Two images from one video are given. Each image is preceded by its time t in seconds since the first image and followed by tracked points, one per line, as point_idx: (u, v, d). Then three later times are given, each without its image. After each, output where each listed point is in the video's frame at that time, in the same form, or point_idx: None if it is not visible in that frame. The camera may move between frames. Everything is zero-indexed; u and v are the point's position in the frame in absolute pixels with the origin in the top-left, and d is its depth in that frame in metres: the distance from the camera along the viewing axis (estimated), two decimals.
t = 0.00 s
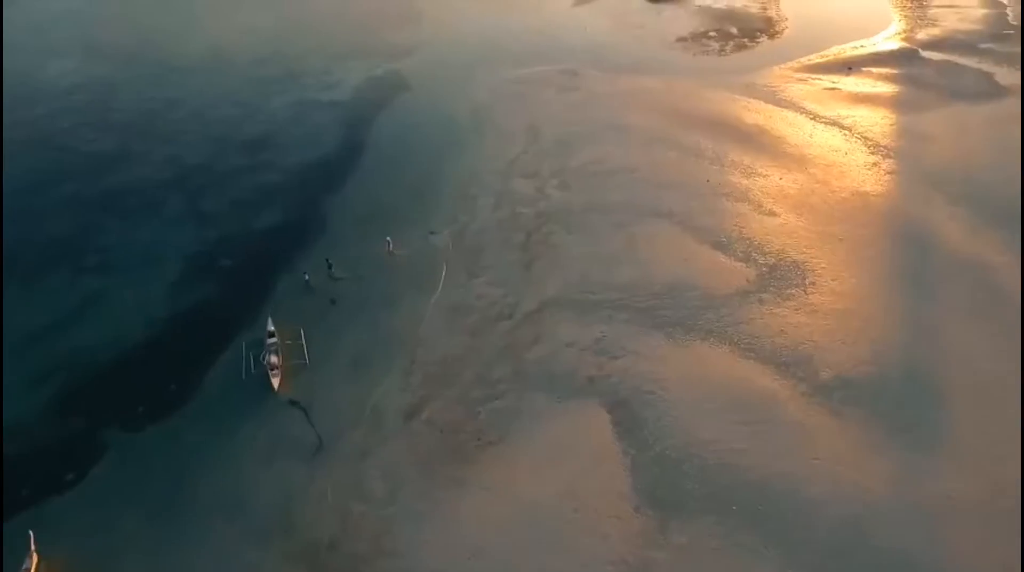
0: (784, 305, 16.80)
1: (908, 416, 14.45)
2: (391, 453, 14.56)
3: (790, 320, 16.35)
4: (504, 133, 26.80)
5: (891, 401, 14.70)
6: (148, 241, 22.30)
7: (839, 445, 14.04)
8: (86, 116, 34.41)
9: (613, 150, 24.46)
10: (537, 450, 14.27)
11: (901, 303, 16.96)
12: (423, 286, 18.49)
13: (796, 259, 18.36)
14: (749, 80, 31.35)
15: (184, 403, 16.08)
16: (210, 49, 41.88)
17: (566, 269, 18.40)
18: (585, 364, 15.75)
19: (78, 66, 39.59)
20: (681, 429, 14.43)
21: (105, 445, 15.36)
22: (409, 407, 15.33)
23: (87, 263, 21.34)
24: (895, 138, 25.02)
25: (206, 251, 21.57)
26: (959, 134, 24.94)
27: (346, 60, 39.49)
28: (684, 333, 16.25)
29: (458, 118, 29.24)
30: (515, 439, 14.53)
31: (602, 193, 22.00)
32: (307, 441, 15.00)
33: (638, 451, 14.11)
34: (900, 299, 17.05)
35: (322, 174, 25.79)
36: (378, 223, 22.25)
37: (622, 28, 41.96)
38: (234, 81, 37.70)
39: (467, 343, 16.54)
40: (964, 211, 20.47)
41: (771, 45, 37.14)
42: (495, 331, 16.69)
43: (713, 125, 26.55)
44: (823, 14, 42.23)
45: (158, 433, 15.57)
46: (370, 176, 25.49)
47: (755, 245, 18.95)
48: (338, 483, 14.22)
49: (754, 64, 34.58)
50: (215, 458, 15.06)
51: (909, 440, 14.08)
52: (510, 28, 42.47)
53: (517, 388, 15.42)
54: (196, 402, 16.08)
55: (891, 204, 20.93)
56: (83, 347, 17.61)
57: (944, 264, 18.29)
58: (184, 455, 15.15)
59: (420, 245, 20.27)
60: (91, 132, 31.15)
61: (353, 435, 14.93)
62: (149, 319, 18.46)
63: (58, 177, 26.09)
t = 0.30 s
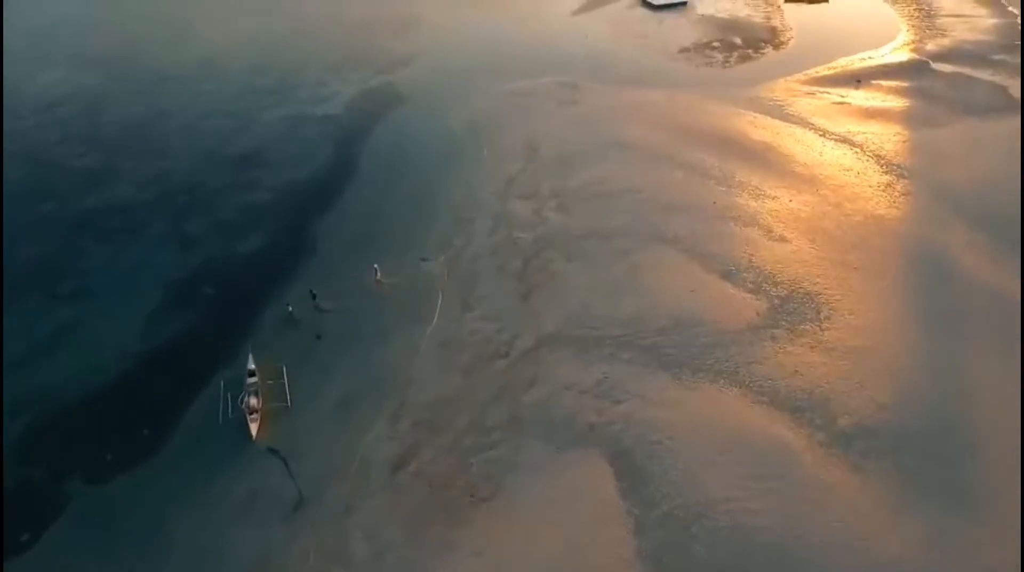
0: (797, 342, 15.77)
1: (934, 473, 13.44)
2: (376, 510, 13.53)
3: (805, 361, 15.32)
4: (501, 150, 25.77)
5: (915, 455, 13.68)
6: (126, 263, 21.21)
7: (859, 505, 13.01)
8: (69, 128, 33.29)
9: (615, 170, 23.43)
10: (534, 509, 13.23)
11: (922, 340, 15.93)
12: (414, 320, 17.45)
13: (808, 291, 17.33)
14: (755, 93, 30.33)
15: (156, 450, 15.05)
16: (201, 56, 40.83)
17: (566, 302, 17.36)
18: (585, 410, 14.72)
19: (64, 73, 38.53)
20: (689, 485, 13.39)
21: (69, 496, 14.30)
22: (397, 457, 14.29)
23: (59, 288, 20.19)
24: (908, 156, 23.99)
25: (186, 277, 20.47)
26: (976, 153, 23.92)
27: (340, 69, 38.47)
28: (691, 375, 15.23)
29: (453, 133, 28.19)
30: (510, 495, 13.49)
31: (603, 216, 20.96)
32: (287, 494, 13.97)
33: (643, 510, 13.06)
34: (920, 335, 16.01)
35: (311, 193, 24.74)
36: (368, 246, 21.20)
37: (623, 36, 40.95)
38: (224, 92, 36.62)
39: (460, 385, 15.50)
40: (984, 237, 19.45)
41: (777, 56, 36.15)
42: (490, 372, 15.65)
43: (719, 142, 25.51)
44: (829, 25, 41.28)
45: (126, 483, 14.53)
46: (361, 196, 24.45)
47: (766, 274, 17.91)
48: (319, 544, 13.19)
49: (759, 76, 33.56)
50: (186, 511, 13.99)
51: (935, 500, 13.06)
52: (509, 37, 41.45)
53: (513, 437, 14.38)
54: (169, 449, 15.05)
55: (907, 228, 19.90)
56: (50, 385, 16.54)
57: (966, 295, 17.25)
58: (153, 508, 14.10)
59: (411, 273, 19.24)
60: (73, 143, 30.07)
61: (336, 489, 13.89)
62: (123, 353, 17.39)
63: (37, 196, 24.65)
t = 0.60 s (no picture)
0: (811, 379, 14.87)
1: (961, 529, 12.54)
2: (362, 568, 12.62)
3: (819, 401, 14.44)
4: (498, 166, 24.91)
5: (940, 509, 12.78)
6: (106, 285, 20.28)
7: (882, 566, 12.09)
8: (56, 141, 32.45)
9: (617, 189, 22.55)
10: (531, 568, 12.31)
11: (945, 376, 15.02)
12: (405, 354, 16.58)
13: (822, 321, 16.44)
14: (760, 106, 29.51)
15: (128, 495, 14.14)
16: (195, 70, 40.18)
17: (566, 334, 16.46)
18: (586, 456, 13.81)
19: (55, 90, 37.92)
20: (699, 542, 12.46)
21: (30, 552, 13.41)
22: (385, 508, 13.39)
23: (33, 312, 19.27)
24: (922, 174, 23.10)
25: (166, 300, 19.54)
26: (992, 170, 23.03)
27: (335, 80, 37.68)
28: (700, 416, 14.32)
29: (449, 148, 27.32)
30: (505, 552, 12.56)
31: (604, 238, 20.07)
32: (267, 548, 13.07)
33: (649, 568, 12.13)
34: (942, 370, 15.12)
35: (301, 212, 23.87)
36: (359, 270, 20.31)
37: (624, 46, 40.22)
38: (216, 104, 35.79)
39: (453, 427, 14.62)
40: (1005, 262, 18.55)
41: (781, 67, 35.33)
42: (485, 414, 14.75)
43: (724, 157, 24.63)
44: (835, 35, 40.49)
45: (94, 532, 13.62)
46: (353, 215, 23.58)
47: (776, 303, 17.01)
48: None
49: (764, 88, 32.73)
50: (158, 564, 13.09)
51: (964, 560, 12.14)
52: (508, 47, 40.69)
53: (509, 485, 13.49)
54: (142, 495, 14.13)
55: (923, 253, 19.01)
56: (20, 423, 15.66)
57: (988, 327, 16.34)
58: (122, 560, 13.19)
59: (403, 301, 18.35)
60: (59, 158, 29.28)
61: (319, 545, 13.00)
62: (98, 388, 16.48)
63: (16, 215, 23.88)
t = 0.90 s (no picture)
0: (827, 422, 14.00)
1: None
2: None
3: (836, 446, 13.55)
4: (495, 182, 24.01)
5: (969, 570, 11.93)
6: (83, 311, 19.28)
7: None
8: (40, 152, 31.52)
9: (619, 208, 21.63)
10: None
11: (971, 417, 14.12)
12: (395, 392, 15.73)
13: (837, 355, 15.52)
14: (767, 119, 28.61)
15: (94, 550, 13.58)
16: (187, 80, 39.35)
17: (566, 368, 15.56)
18: (586, 506, 12.94)
19: (42, 98, 37.05)
20: None
21: None
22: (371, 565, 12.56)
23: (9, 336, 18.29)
24: (937, 192, 22.20)
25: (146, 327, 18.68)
26: (1010, 188, 22.12)
27: (330, 87, 36.76)
28: (710, 462, 13.43)
29: (445, 164, 26.42)
30: None
31: (606, 260, 19.15)
32: None
33: None
34: (967, 411, 14.22)
35: (291, 232, 22.99)
36: (348, 294, 19.36)
37: (625, 54, 39.36)
38: (207, 115, 34.88)
39: (445, 474, 13.78)
40: None
41: (787, 77, 34.47)
42: (480, 460, 13.92)
43: (730, 174, 23.71)
44: (841, 45, 39.62)
45: None
46: (344, 235, 22.69)
47: (788, 335, 16.09)
48: None
49: (770, 100, 31.82)
50: None
51: None
52: (507, 56, 39.79)
53: (503, 540, 12.64)
54: (109, 549, 13.58)
55: (942, 279, 18.08)
56: None
57: (1014, 361, 15.45)
58: None
59: (395, 331, 17.48)
60: (42, 171, 28.39)
61: None
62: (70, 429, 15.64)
63: None
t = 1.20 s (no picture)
0: (846, 470, 13.11)
1: None
2: None
3: (856, 497, 12.68)
4: (492, 201, 23.09)
5: None
6: (58, 339, 18.32)
7: None
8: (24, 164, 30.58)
9: (620, 229, 20.73)
10: None
11: (1001, 465, 13.22)
12: (383, 434, 14.81)
13: (855, 393, 14.58)
14: (773, 134, 27.68)
15: None
16: (178, 95, 38.61)
17: (565, 408, 14.65)
18: (587, 564, 12.08)
19: (30, 110, 36.24)
20: None
21: None
22: None
23: None
24: (954, 213, 21.26)
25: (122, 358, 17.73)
26: None
27: (324, 98, 35.88)
28: (721, 514, 12.55)
29: (440, 180, 25.50)
30: None
31: (607, 287, 18.23)
32: None
33: None
34: (997, 459, 13.32)
35: (279, 253, 22.06)
36: (336, 323, 18.43)
37: (627, 64, 38.52)
38: (197, 128, 34.01)
39: (436, 527, 12.94)
40: None
41: (793, 89, 33.59)
42: (472, 510, 13.06)
43: (736, 192, 22.77)
44: (848, 55, 38.78)
45: None
46: (334, 256, 21.77)
47: (802, 371, 15.16)
48: None
49: (775, 112, 30.93)
50: None
51: None
52: (506, 65, 38.95)
53: None
54: None
55: (961, 308, 17.15)
56: None
57: None
58: None
59: (384, 363, 16.53)
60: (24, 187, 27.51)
61: None
62: (36, 472, 14.94)
63: None
